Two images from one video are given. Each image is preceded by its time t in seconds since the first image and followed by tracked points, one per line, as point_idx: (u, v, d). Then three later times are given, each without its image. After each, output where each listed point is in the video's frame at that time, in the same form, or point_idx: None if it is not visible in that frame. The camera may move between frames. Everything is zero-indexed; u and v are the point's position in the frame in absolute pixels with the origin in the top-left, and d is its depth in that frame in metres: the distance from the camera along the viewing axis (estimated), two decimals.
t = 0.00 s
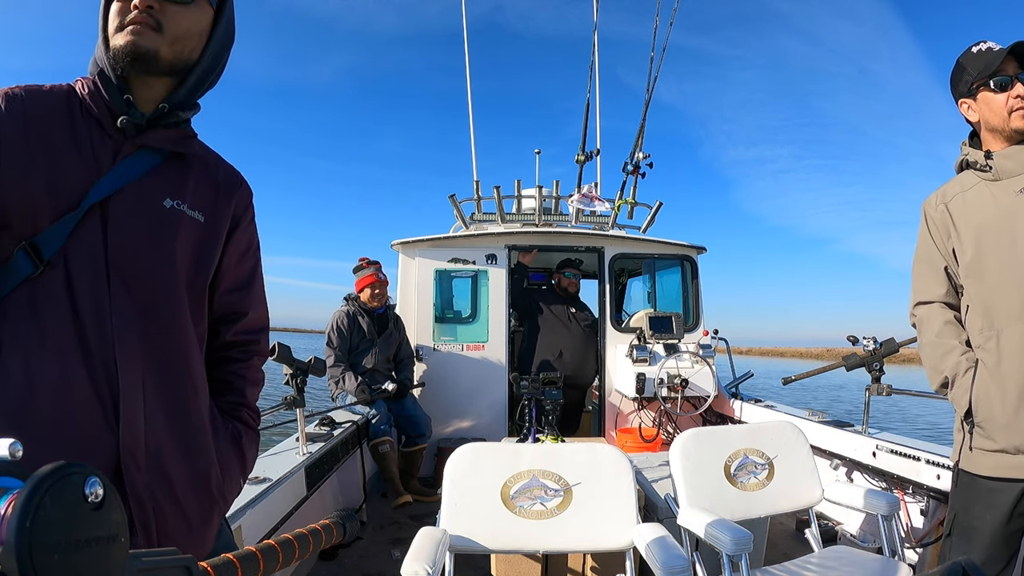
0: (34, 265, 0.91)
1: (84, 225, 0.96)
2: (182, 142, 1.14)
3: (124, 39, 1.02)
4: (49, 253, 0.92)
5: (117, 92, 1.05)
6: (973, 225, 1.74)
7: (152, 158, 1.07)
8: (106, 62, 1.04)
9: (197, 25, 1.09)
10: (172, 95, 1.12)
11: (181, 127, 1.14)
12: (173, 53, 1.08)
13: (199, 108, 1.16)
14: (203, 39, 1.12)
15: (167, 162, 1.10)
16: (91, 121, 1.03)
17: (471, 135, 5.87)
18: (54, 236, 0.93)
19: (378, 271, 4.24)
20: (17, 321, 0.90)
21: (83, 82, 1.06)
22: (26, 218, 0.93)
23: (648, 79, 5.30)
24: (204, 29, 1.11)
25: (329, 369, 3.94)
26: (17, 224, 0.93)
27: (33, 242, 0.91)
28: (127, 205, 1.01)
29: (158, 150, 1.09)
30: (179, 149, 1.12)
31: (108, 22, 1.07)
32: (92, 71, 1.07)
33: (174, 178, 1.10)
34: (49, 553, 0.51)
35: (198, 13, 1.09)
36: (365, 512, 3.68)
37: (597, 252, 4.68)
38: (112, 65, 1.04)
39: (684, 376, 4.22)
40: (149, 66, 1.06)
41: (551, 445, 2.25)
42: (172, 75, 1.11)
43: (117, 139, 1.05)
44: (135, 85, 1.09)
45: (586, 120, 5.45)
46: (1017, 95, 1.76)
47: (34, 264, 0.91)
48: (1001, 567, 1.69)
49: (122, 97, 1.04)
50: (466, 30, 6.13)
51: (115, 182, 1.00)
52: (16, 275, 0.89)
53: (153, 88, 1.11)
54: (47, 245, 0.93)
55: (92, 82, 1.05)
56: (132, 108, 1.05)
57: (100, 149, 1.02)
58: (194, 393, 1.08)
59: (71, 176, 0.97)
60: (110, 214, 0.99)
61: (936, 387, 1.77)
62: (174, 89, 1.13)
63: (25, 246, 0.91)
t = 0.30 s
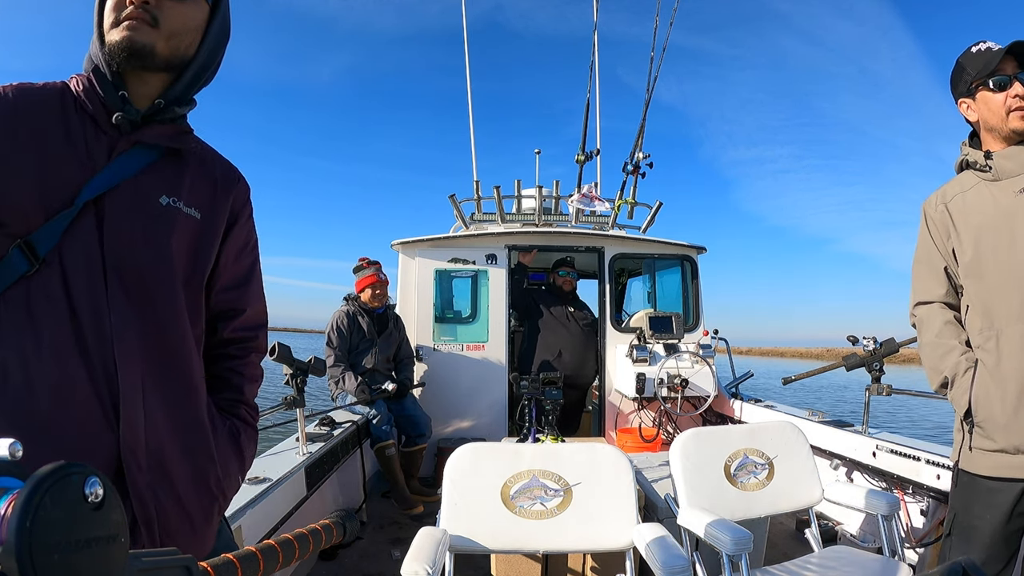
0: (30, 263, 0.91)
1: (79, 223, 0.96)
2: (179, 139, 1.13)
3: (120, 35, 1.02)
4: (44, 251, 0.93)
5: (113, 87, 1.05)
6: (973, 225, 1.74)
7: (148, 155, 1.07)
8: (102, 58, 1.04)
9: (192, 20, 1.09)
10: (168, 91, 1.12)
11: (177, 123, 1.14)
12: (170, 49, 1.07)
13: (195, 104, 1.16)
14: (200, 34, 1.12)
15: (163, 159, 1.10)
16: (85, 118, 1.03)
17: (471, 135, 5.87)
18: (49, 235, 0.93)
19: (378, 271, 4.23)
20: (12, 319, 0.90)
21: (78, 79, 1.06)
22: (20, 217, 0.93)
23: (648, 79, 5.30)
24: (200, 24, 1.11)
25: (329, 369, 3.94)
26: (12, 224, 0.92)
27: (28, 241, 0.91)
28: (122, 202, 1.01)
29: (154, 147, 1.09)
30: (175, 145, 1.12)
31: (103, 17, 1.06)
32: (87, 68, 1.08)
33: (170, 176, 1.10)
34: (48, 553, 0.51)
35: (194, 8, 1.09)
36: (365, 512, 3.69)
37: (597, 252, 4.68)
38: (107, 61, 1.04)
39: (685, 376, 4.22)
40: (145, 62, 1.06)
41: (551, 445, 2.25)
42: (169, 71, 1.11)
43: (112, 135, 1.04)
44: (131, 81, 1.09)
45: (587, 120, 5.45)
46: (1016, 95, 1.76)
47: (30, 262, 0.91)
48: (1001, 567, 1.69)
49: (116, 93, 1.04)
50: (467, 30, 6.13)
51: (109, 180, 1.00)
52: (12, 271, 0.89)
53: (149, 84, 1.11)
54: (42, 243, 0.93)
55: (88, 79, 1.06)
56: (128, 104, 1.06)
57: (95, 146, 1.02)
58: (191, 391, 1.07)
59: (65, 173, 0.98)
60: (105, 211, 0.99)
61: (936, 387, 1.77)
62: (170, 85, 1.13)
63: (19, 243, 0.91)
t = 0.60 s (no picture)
0: (34, 262, 0.91)
1: (82, 223, 0.96)
2: (180, 138, 1.13)
3: (122, 36, 1.02)
4: (47, 250, 0.92)
5: (115, 89, 1.06)
6: (973, 225, 1.74)
7: (150, 154, 1.07)
8: (103, 59, 1.04)
9: (193, 20, 1.09)
10: (169, 90, 1.12)
11: (179, 123, 1.14)
12: (171, 49, 1.07)
13: (196, 104, 1.17)
14: (199, 33, 1.12)
15: (166, 160, 1.10)
16: (87, 120, 1.03)
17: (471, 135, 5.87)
18: (53, 234, 0.93)
19: (378, 271, 4.23)
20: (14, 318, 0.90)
21: (78, 82, 1.06)
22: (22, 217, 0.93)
23: (648, 79, 5.30)
24: (199, 23, 1.11)
25: (329, 369, 3.93)
26: (12, 223, 0.93)
27: (32, 241, 0.91)
28: (125, 202, 1.01)
29: (157, 146, 1.09)
30: (177, 145, 1.12)
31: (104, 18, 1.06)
32: (88, 70, 1.08)
33: (172, 176, 1.10)
34: (48, 553, 0.50)
35: (194, 8, 1.09)
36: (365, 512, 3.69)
37: (597, 252, 4.69)
38: (109, 63, 1.04)
39: (685, 376, 4.22)
40: (146, 63, 1.06)
41: (551, 445, 2.25)
42: (170, 71, 1.11)
43: (114, 136, 1.05)
44: (132, 82, 1.10)
45: (587, 120, 5.45)
46: (1016, 95, 1.76)
47: (34, 261, 0.91)
48: (1001, 567, 1.69)
49: (118, 95, 1.04)
50: (467, 30, 6.13)
51: (112, 179, 1.00)
52: (15, 271, 0.89)
53: (150, 85, 1.11)
54: (45, 242, 0.92)
55: (89, 81, 1.06)
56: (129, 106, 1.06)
57: (97, 146, 1.02)
58: (194, 389, 1.07)
59: (67, 173, 0.98)
60: (109, 211, 0.99)
61: (936, 387, 1.77)
62: (171, 84, 1.13)
63: (23, 243, 0.91)
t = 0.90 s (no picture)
0: (59, 265, 0.90)
1: (107, 229, 0.96)
2: (200, 148, 1.14)
3: (148, 46, 1.04)
4: (73, 254, 0.92)
5: (139, 98, 1.06)
6: (974, 226, 1.74)
7: (174, 164, 1.08)
8: (128, 69, 1.06)
9: (215, 33, 1.12)
10: (191, 101, 1.14)
11: (200, 132, 1.16)
12: (195, 60, 1.10)
13: (215, 114, 1.19)
14: (221, 46, 1.15)
15: (186, 168, 1.10)
16: (112, 127, 1.03)
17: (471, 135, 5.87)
18: (79, 238, 0.93)
19: (378, 272, 4.22)
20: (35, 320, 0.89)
21: (101, 89, 1.05)
22: (50, 221, 0.92)
23: (648, 79, 5.30)
24: (222, 35, 1.14)
25: (330, 369, 3.93)
26: (43, 223, 0.92)
27: (58, 243, 0.91)
28: (149, 210, 1.01)
29: (177, 155, 1.08)
30: (198, 154, 1.12)
31: (128, 28, 1.07)
32: (111, 78, 1.09)
33: (192, 184, 1.10)
34: (48, 553, 0.50)
35: (218, 21, 1.12)
36: (365, 512, 3.68)
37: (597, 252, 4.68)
38: (134, 71, 1.06)
39: (685, 376, 4.22)
40: (170, 74, 1.08)
41: (551, 445, 2.25)
42: (192, 82, 1.13)
43: (139, 144, 1.05)
44: (155, 91, 1.11)
45: (587, 120, 5.45)
46: (1017, 96, 1.76)
47: (59, 264, 0.90)
48: (1001, 567, 1.69)
49: (144, 102, 1.06)
50: (466, 30, 6.13)
51: (139, 187, 1.01)
52: (42, 274, 0.89)
53: (172, 94, 1.13)
54: (71, 247, 0.92)
55: (112, 88, 1.06)
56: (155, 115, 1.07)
57: (123, 156, 1.02)
58: (207, 392, 1.08)
59: (94, 178, 0.97)
60: (134, 219, 0.99)
61: (937, 387, 1.77)
62: (193, 95, 1.15)
63: (50, 246, 0.90)
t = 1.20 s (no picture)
0: (113, 266, 0.94)
1: (165, 237, 1.02)
2: (246, 167, 1.21)
3: (215, 70, 1.10)
4: (128, 257, 0.96)
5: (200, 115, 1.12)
6: (974, 226, 1.74)
7: (221, 180, 1.13)
8: (194, 88, 1.12)
9: (275, 64, 1.19)
10: (246, 124, 1.21)
11: (248, 153, 1.23)
12: (255, 88, 1.17)
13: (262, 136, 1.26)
14: (277, 76, 1.23)
15: (231, 185, 1.17)
16: (172, 138, 1.07)
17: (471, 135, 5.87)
18: (135, 244, 0.97)
19: (378, 272, 4.20)
20: (94, 317, 0.93)
21: (162, 97, 1.10)
22: (112, 226, 0.96)
23: (647, 79, 5.30)
24: (279, 66, 1.22)
25: (330, 369, 3.93)
26: (103, 227, 0.95)
27: (116, 246, 0.94)
28: (202, 223, 1.08)
29: (227, 172, 1.15)
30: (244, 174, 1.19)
31: (193, 47, 1.13)
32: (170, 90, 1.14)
33: (234, 201, 1.17)
34: (48, 553, 0.50)
35: (278, 53, 1.20)
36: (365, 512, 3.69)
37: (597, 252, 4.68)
38: (199, 91, 1.12)
39: (685, 376, 4.22)
40: (232, 99, 1.14)
41: (552, 445, 2.26)
42: (249, 107, 1.20)
43: (195, 159, 1.11)
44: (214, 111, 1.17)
45: (587, 120, 5.45)
46: (1016, 96, 1.76)
47: (114, 265, 0.94)
48: (1001, 567, 1.69)
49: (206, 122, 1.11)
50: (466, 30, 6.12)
51: (196, 200, 1.07)
52: (95, 273, 0.92)
53: (229, 116, 1.19)
54: (127, 250, 0.96)
55: (172, 99, 1.11)
56: (214, 133, 1.14)
57: (182, 167, 1.07)
58: (238, 394, 1.16)
59: (156, 187, 1.01)
60: (185, 230, 1.05)
61: (937, 387, 1.77)
62: (246, 118, 1.22)
63: (106, 248, 0.94)
